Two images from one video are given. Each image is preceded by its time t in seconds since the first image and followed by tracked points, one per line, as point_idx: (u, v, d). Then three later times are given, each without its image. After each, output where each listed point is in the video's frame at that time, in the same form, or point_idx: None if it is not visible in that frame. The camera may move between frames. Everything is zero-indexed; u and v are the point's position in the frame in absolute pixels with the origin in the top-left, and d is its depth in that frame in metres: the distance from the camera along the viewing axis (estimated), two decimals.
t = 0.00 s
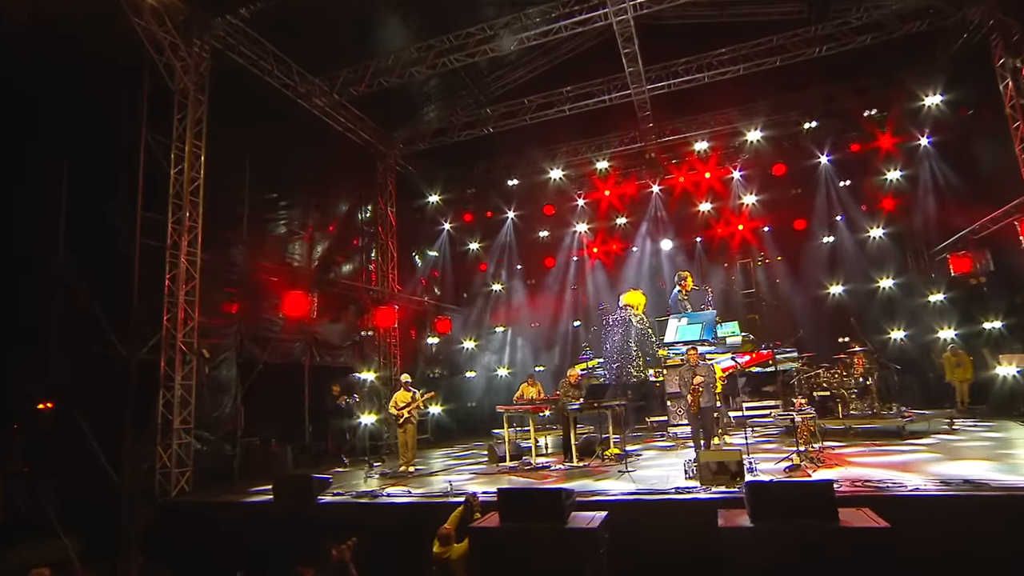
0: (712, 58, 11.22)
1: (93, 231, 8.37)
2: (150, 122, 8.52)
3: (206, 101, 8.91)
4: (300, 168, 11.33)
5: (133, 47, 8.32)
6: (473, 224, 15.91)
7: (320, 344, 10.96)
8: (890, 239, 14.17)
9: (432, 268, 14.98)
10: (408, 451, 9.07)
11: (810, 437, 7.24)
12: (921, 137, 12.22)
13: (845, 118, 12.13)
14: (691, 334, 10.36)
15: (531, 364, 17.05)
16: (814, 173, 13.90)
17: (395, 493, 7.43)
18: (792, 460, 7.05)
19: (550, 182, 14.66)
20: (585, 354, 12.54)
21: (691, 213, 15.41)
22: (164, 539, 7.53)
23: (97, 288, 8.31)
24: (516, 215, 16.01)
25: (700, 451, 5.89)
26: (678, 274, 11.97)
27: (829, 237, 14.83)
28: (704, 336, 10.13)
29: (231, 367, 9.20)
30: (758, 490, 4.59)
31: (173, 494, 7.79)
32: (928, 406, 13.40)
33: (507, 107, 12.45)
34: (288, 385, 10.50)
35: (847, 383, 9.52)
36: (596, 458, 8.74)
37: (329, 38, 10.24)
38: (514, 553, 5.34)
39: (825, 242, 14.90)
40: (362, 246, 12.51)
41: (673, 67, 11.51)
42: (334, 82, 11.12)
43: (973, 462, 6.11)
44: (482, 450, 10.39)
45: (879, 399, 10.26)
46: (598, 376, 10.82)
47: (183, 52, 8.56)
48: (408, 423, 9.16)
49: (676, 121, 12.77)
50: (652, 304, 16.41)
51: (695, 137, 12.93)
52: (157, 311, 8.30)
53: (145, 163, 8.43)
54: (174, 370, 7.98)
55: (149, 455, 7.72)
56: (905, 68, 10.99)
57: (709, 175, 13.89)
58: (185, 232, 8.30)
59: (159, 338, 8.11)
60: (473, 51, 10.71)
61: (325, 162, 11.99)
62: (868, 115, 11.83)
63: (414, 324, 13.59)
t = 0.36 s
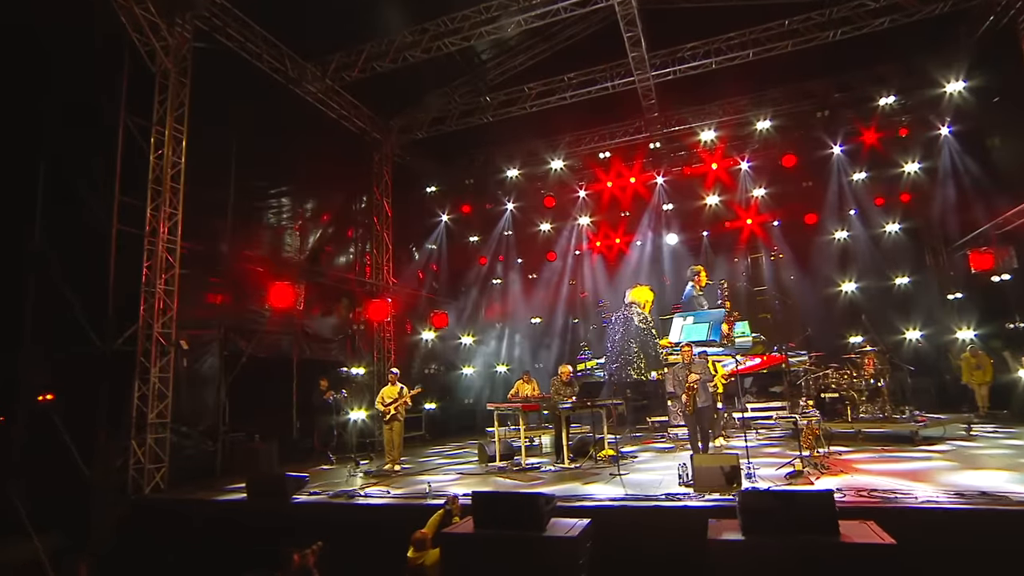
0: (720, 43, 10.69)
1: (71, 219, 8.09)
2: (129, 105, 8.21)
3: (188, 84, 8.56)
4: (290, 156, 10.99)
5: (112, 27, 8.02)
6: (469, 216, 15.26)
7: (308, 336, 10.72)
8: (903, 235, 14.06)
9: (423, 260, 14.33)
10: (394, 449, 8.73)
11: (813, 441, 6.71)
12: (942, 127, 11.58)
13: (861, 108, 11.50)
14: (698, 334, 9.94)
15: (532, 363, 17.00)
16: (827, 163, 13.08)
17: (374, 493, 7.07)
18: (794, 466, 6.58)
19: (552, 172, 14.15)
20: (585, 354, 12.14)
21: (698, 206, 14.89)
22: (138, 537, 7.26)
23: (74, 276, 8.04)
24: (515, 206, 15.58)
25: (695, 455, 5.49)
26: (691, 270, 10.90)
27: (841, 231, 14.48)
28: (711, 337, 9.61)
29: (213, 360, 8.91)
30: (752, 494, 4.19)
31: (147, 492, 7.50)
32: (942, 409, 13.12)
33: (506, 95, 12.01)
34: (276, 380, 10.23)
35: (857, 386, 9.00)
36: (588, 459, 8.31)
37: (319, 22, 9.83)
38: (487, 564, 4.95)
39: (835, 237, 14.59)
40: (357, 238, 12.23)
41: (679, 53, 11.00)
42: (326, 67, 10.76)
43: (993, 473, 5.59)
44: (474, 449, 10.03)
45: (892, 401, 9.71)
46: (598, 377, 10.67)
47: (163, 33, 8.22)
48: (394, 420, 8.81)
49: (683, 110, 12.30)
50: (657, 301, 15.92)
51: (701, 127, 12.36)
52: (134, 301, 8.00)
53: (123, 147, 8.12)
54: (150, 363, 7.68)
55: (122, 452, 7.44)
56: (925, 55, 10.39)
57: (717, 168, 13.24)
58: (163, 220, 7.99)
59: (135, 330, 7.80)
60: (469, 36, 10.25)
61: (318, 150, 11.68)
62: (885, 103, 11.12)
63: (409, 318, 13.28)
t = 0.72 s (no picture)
0: (735, 25, 10.04)
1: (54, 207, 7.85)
2: (113, 90, 7.93)
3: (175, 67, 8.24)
4: (285, 143, 10.64)
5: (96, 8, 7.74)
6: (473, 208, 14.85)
7: (304, 330, 10.44)
8: (928, 227, 13.47)
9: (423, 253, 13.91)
10: (385, 447, 8.37)
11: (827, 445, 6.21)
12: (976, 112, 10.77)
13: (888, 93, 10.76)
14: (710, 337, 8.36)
15: (538, 360, 16.70)
16: (850, 151, 12.38)
17: (356, 493, 6.71)
18: (805, 474, 6.05)
19: (560, 162, 13.68)
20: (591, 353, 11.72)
21: (713, 198, 14.32)
22: (117, 535, 7.02)
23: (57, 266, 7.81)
24: (519, 197, 15.17)
25: (694, 461, 5.01)
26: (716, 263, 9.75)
27: (864, 225, 13.91)
28: (723, 339, 8.19)
29: (202, 353, 8.64)
30: (744, 519, 3.69)
31: (127, 489, 7.24)
32: (974, 416, 12.08)
33: (511, 81, 11.53)
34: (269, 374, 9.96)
35: (878, 388, 8.44)
36: (588, 461, 7.86)
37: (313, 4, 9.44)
38: None
39: (858, 231, 14.05)
40: (357, 229, 11.92)
41: (692, 36, 10.34)
42: (323, 52, 10.36)
43: None
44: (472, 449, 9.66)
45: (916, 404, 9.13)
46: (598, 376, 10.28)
47: (148, 14, 7.92)
48: (385, 418, 8.47)
49: (697, 97, 11.70)
50: (666, 299, 15.65)
51: (716, 113, 11.68)
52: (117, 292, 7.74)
53: (107, 133, 7.85)
54: (131, 356, 7.42)
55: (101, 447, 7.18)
56: (961, 34, 9.63)
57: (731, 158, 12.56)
58: (146, 208, 7.70)
59: (117, 321, 7.54)
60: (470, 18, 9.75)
61: (316, 139, 11.36)
62: (913, 85, 10.38)
63: (410, 312, 12.95)
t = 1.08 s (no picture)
0: (755, 3, 9.36)
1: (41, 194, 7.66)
2: (100, 75, 7.69)
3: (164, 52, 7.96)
4: (284, 132, 10.35)
5: None
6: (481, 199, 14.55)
7: (302, 323, 10.16)
8: (969, 221, 12.46)
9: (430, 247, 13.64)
10: (377, 445, 8.02)
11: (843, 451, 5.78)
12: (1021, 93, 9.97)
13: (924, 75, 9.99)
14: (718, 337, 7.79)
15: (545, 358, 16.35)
16: (879, 137, 11.71)
17: (339, 494, 6.36)
18: (816, 483, 5.48)
19: (568, 148, 13.06)
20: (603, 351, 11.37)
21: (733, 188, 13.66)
22: (101, 534, 6.77)
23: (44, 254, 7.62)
24: (527, 188, 14.60)
25: (693, 467, 4.51)
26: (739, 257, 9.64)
27: (896, 217, 13.05)
28: (731, 339, 7.62)
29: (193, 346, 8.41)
30: (739, 541, 3.22)
31: (109, 485, 7.02)
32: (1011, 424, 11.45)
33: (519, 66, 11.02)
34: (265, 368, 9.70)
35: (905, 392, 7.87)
36: (590, 464, 7.37)
37: None
38: None
39: (889, 224, 13.17)
40: (359, 221, 11.60)
41: (709, 16, 9.67)
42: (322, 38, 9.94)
43: None
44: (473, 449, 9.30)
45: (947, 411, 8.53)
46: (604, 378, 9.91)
47: None
48: (377, 416, 8.12)
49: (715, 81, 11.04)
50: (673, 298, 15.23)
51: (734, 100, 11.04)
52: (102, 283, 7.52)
53: (94, 119, 7.62)
54: (115, 349, 7.19)
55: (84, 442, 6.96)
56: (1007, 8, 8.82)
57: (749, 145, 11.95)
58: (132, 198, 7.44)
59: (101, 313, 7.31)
60: None
61: (317, 128, 11.07)
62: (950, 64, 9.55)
63: (414, 307, 12.63)
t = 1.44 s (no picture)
0: None
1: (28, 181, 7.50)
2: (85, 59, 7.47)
3: (151, 36, 7.70)
4: (281, 120, 10.11)
5: None
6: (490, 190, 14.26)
7: (299, 315, 9.97)
8: (1009, 211, 11.71)
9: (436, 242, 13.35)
10: (368, 442, 7.72)
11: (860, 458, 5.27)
12: None
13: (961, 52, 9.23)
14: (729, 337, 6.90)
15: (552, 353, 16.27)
16: (911, 119, 10.84)
17: (318, 493, 6.03)
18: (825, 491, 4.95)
19: (577, 132, 12.44)
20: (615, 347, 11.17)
21: (753, 177, 13.04)
22: (81, 528, 6.54)
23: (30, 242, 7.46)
24: (535, 177, 14.23)
25: (686, 472, 4.05)
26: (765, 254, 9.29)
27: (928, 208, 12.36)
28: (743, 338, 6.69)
29: (183, 337, 8.20)
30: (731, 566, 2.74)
31: (91, 480, 6.82)
32: None
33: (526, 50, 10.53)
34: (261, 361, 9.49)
35: (929, 393, 7.32)
36: (586, 467, 6.92)
37: None
38: None
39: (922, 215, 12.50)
40: (360, 212, 11.32)
41: None
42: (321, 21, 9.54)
43: None
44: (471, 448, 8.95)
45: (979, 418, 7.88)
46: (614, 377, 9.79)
47: None
48: (368, 413, 7.79)
49: (734, 63, 10.42)
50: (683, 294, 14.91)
51: (753, 86, 10.41)
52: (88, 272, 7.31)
53: (79, 104, 7.40)
54: (98, 340, 6.98)
55: (65, 435, 6.77)
56: None
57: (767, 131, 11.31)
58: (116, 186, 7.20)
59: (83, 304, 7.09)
60: None
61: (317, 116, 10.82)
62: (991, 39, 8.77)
63: (418, 302, 12.42)
